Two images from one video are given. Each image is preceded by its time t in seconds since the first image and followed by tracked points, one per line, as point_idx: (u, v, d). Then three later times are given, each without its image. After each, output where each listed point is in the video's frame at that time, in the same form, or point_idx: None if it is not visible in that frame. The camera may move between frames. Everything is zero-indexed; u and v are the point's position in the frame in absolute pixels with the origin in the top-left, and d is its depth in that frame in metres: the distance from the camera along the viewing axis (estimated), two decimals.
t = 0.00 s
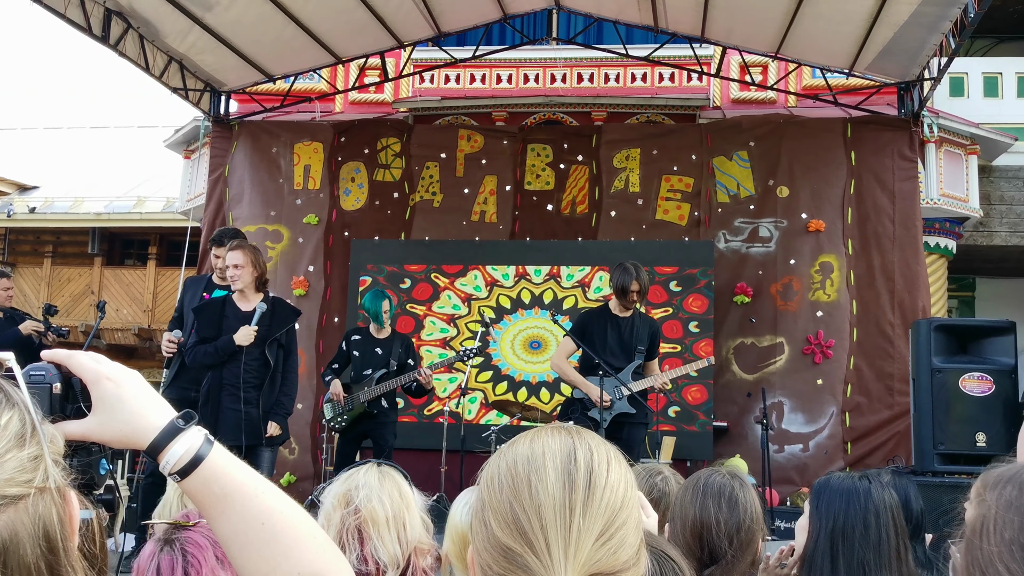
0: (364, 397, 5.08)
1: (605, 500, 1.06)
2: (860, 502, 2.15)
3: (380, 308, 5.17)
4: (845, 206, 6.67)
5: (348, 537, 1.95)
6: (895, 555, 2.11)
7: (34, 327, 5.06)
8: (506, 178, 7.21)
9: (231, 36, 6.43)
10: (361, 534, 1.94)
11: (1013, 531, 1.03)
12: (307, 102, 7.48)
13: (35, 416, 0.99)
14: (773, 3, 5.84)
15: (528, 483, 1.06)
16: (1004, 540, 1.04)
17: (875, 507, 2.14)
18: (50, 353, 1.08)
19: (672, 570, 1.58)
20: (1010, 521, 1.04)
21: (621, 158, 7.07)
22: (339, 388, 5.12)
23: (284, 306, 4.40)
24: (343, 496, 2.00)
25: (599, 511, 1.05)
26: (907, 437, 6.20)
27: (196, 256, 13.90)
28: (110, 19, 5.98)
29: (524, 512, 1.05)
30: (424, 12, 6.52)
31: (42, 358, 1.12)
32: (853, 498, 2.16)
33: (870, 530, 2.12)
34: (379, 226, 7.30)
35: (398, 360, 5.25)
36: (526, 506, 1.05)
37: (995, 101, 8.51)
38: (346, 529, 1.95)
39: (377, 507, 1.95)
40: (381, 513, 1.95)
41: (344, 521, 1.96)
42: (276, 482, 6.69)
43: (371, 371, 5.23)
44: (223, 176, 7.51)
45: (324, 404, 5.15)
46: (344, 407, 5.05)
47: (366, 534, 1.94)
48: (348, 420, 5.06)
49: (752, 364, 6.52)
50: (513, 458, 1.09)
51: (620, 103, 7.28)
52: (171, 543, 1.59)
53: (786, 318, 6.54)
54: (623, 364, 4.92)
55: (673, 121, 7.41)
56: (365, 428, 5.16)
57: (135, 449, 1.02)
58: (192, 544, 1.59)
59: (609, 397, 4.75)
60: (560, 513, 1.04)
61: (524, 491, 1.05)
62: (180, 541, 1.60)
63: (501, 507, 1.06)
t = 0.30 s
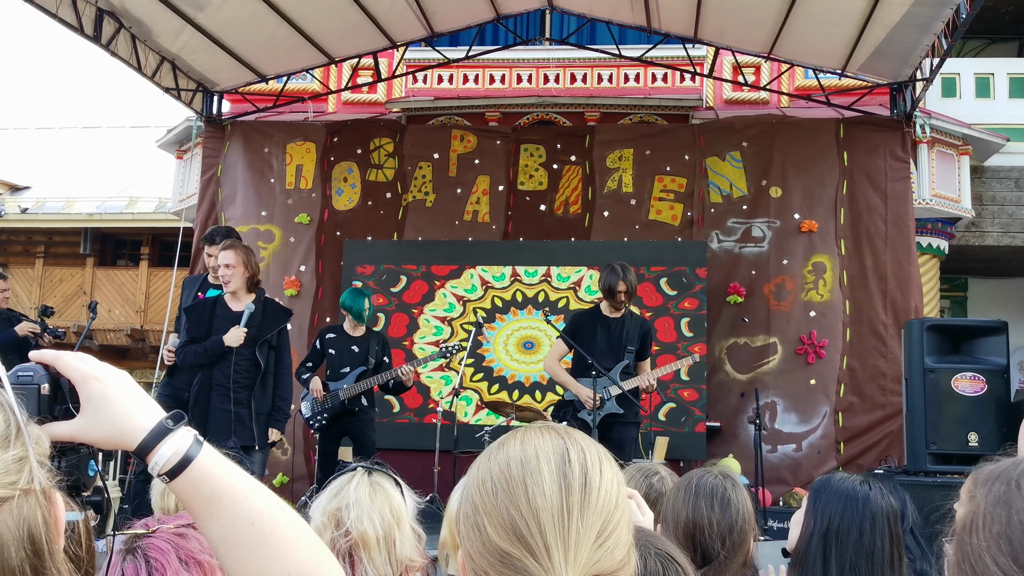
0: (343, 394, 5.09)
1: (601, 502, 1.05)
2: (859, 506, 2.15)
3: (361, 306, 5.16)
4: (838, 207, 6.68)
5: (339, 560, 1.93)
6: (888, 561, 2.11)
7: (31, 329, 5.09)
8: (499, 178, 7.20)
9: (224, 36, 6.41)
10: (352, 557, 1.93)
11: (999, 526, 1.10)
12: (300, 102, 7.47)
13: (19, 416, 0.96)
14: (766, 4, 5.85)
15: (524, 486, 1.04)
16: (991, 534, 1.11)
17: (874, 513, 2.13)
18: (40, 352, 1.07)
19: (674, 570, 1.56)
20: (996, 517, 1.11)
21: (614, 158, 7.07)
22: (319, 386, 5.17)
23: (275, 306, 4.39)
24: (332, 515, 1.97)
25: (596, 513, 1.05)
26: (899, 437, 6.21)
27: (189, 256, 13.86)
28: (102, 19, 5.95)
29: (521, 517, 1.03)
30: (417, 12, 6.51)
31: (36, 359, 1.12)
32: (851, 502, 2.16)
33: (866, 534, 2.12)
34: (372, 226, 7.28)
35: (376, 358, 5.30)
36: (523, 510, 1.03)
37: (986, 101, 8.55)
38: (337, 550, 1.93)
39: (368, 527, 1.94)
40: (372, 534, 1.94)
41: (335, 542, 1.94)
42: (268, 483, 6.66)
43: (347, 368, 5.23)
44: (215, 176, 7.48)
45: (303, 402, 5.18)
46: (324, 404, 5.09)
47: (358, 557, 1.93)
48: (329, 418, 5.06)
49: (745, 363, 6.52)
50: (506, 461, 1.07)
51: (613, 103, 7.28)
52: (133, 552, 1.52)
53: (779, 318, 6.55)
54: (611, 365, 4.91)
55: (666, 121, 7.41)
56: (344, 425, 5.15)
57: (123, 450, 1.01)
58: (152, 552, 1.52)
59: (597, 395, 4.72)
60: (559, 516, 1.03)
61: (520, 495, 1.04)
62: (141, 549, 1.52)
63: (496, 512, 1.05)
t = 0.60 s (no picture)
0: (328, 396, 5.07)
1: (597, 504, 1.06)
2: (854, 507, 2.15)
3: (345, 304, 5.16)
4: (833, 207, 6.69)
5: (342, 546, 1.93)
6: (885, 559, 2.13)
7: (32, 331, 5.05)
8: (495, 178, 7.20)
9: (219, 37, 6.39)
10: (355, 542, 1.92)
11: (997, 526, 1.14)
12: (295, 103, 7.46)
13: (10, 421, 0.97)
14: (762, 4, 5.85)
15: (522, 492, 1.03)
16: (989, 534, 1.14)
17: (868, 514, 2.15)
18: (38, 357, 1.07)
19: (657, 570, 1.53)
20: (994, 517, 1.14)
21: (610, 159, 7.07)
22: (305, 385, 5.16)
23: (267, 306, 4.39)
24: (337, 503, 1.97)
25: (594, 517, 1.05)
26: (895, 437, 6.22)
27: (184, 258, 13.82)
28: (97, 20, 5.93)
29: (520, 523, 1.02)
30: (413, 13, 6.50)
31: (28, 363, 1.14)
32: (845, 505, 2.16)
33: (863, 535, 2.13)
34: (368, 227, 7.27)
35: (360, 358, 5.27)
36: (521, 516, 1.02)
37: (982, 101, 8.56)
38: (340, 537, 1.93)
39: (372, 515, 1.93)
40: (375, 521, 1.93)
41: (339, 529, 1.93)
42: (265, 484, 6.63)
43: (333, 368, 5.20)
44: (211, 177, 7.46)
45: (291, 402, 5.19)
46: (312, 404, 5.08)
47: (361, 542, 1.92)
48: (316, 419, 5.06)
49: (741, 363, 6.52)
50: (500, 466, 1.06)
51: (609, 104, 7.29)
52: (153, 555, 1.66)
53: (775, 318, 6.55)
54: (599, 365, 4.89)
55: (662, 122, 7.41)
56: (332, 425, 5.13)
57: (117, 455, 1.01)
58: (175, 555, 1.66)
59: (584, 396, 4.72)
60: (559, 522, 1.03)
61: (517, 501, 1.03)
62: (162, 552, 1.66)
63: (494, 519, 1.03)
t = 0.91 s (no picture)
0: (324, 396, 5.08)
1: (586, 508, 1.06)
2: (852, 511, 2.16)
3: (333, 306, 5.14)
4: (831, 207, 6.69)
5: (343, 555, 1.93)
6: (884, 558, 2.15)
7: (37, 336, 5.07)
8: (493, 180, 7.20)
9: (216, 40, 6.39)
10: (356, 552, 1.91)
11: (999, 527, 1.11)
12: (293, 105, 7.47)
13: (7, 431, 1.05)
14: (759, 5, 5.85)
15: (510, 498, 1.03)
16: (991, 536, 1.12)
17: (866, 515, 2.16)
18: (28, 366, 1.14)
19: None
20: (996, 518, 1.12)
21: (608, 160, 7.07)
22: (299, 388, 5.12)
23: (264, 312, 4.34)
24: (338, 513, 1.97)
25: (583, 519, 1.05)
26: (894, 437, 6.22)
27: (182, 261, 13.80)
28: (93, 23, 5.92)
29: (511, 530, 1.02)
30: (410, 15, 6.50)
31: (28, 368, 1.15)
32: (846, 508, 2.17)
33: (863, 538, 2.14)
34: (365, 228, 7.26)
35: (352, 359, 5.31)
36: (511, 523, 1.02)
37: (978, 102, 8.58)
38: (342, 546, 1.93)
39: (373, 524, 1.93)
40: (377, 531, 1.93)
41: (339, 539, 1.93)
42: (263, 487, 6.61)
43: (325, 371, 5.20)
44: (208, 180, 7.47)
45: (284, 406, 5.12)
46: (304, 409, 5.05)
47: (362, 552, 1.91)
48: (310, 423, 5.03)
49: (740, 364, 6.52)
50: (487, 474, 1.05)
51: (606, 106, 7.30)
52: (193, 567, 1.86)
53: (773, 319, 6.54)
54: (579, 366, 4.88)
55: (660, 124, 7.41)
56: (325, 427, 5.12)
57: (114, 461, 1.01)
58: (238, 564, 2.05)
59: (562, 397, 4.76)
60: (550, 525, 1.03)
61: (507, 508, 1.03)
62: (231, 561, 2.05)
63: (484, 527, 1.03)
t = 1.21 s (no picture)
0: (320, 399, 5.09)
1: (581, 512, 1.06)
2: (834, 518, 2.17)
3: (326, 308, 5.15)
4: (827, 208, 6.70)
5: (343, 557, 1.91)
6: (868, 561, 2.17)
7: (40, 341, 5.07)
8: (489, 181, 7.20)
9: (212, 43, 6.38)
10: (356, 554, 1.90)
11: (971, 533, 1.02)
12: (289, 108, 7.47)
13: None
14: (755, 6, 5.85)
15: (506, 504, 1.03)
16: (964, 542, 1.03)
17: (849, 522, 2.17)
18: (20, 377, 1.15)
19: None
20: (967, 525, 1.03)
21: (604, 162, 7.08)
22: (295, 393, 5.10)
23: (263, 317, 4.35)
24: (337, 514, 1.97)
25: (579, 524, 1.05)
26: (891, 438, 6.23)
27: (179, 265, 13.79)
28: (89, 27, 5.91)
29: (507, 536, 1.02)
30: (406, 18, 6.50)
31: (23, 377, 1.15)
32: (828, 514, 2.18)
33: (846, 544, 2.15)
34: (361, 231, 7.25)
35: (345, 362, 5.31)
36: (508, 529, 1.02)
37: (974, 102, 8.59)
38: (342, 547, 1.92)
39: (372, 525, 1.92)
40: (376, 532, 1.91)
41: (339, 540, 1.92)
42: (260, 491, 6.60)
43: (319, 375, 5.19)
44: (205, 183, 7.48)
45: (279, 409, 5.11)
46: (301, 413, 5.05)
47: (362, 553, 1.89)
48: (309, 427, 5.03)
49: (736, 365, 6.52)
50: (482, 480, 1.05)
51: (602, 107, 7.31)
52: None
53: (770, 320, 6.55)
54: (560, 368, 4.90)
55: (656, 125, 7.42)
56: (320, 429, 5.11)
57: (109, 468, 1.00)
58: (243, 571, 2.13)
59: (547, 398, 4.77)
60: (545, 531, 1.03)
61: (502, 514, 1.03)
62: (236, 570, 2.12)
63: (480, 533, 1.03)
